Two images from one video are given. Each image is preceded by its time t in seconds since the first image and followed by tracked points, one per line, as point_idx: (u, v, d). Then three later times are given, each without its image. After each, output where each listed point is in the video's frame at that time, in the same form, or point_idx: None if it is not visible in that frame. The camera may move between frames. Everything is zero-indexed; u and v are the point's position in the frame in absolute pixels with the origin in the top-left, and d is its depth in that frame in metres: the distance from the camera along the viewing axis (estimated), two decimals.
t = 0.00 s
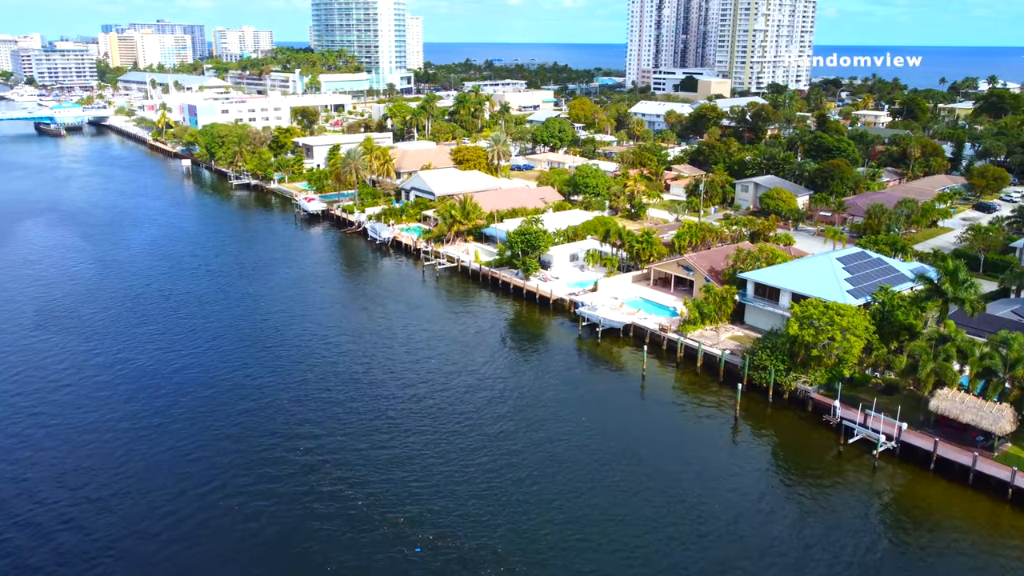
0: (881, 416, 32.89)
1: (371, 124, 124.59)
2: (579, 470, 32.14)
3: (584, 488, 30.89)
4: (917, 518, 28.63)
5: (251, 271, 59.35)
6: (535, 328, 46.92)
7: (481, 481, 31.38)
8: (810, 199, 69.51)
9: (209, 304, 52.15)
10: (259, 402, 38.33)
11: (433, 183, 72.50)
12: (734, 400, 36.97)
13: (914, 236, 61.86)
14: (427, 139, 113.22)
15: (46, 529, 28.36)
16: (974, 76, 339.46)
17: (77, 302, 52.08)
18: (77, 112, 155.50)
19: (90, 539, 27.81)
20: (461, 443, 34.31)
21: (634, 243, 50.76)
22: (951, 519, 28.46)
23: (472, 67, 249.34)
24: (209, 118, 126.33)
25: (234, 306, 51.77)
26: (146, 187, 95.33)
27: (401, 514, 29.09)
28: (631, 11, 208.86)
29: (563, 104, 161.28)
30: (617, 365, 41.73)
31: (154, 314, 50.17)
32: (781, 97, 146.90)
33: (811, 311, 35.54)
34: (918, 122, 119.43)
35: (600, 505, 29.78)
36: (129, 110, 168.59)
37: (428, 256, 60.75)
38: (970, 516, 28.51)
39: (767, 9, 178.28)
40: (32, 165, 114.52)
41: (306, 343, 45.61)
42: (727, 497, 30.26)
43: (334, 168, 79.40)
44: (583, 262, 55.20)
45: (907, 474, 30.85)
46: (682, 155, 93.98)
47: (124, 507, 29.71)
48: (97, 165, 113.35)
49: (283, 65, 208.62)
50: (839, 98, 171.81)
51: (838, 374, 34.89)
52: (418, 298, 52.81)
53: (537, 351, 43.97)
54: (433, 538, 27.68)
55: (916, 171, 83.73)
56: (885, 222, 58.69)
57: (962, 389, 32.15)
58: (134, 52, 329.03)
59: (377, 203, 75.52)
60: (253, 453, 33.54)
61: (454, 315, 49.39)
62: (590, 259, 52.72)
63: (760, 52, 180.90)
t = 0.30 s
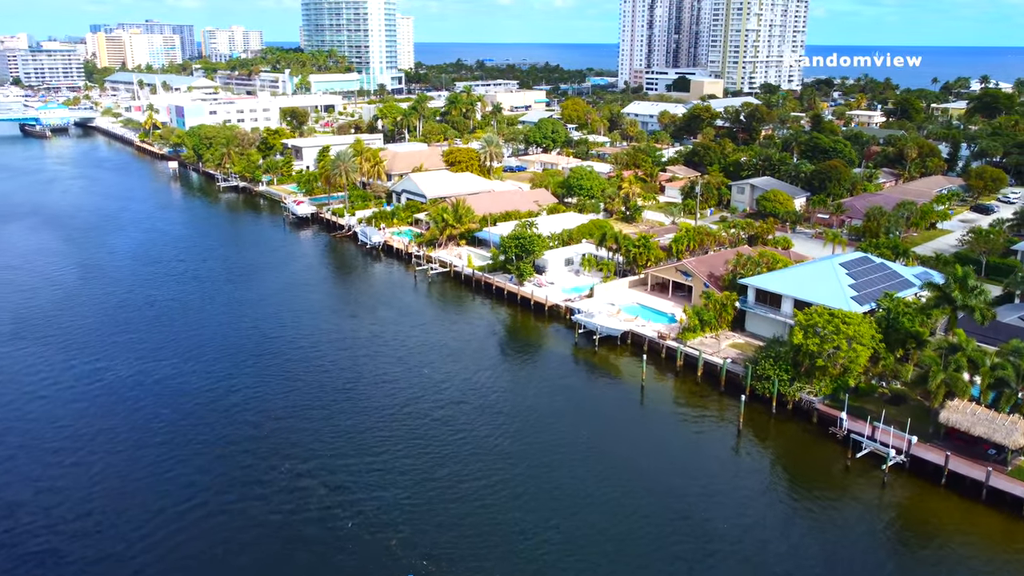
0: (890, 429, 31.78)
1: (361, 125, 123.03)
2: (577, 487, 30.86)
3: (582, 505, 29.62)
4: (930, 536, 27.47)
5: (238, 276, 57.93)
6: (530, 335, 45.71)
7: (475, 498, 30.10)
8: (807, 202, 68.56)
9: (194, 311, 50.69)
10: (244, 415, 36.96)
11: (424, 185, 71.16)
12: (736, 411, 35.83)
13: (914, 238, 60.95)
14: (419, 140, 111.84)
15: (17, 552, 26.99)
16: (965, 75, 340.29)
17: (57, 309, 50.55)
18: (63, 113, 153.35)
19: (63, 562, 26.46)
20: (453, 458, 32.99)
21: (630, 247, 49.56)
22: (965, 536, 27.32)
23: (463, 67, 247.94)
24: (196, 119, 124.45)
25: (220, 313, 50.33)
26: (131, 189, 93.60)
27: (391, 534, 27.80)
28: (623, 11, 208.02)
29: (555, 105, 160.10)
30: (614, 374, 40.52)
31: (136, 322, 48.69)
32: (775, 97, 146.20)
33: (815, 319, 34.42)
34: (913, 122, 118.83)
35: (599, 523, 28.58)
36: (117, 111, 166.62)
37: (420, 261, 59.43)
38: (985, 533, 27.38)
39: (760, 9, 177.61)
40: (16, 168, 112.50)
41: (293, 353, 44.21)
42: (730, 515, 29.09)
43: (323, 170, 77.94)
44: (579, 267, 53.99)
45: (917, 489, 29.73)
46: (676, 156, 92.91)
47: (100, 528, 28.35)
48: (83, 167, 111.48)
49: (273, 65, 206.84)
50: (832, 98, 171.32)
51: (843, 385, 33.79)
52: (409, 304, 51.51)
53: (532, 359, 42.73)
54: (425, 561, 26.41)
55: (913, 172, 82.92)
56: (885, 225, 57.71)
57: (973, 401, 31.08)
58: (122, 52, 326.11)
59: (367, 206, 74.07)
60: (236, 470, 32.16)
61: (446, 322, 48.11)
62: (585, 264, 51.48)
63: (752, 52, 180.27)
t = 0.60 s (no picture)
0: (900, 442, 30.66)
1: (352, 126, 121.50)
2: (576, 504, 29.62)
3: (582, 523, 28.39)
4: (945, 554, 26.31)
5: (225, 282, 56.51)
6: (525, 343, 44.50)
7: (470, 517, 28.81)
8: (805, 204, 67.59)
9: (179, 318, 49.21)
10: (229, 428, 35.57)
11: (416, 188, 69.87)
12: (739, 424, 34.66)
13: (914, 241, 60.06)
14: (411, 141, 110.51)
15: None
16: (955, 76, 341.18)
17: (38, 317, 49.00)
18: (49, 114, 151.12)
19: None
20: (447, 474, 31.66)
21: (628, 251, 48.38)
22: (981, 555, 26.17)
23: (455, 67, 246.53)
24: (184, 120, 122.58)
25: (205, 321, 48.88)
26: (118, 192, 91.80)
27: (383, 557, 26.47)
28: (616, 11, 207.26)
29: (548, 105, 158.90)
30: (613, 384, 39.33)
31: (119, 330, 47.20)
32: (769, 97, 145.45)
33: (821, 328, 33.29)
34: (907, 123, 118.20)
35: (599, 542, 27.34)
36: (104, 111, 164.52)
37: (412, 265, 58.14)
38: (1003, 552, 26.24)
39: (753, 9, 176.88)
40: None
41: (282, 362, 42.84)
42: (735, 533, 27.91)
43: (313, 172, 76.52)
44: (574, 272, 52.85)
45: (930, 506, 28.57)
46: (672, 157, 91.87)
47: (75, 550, 26.89)
48: (69, 169, 109.60)
49: (263, 66, 204.95)
50: (825, 98, 170.82)
51: (849, 395, 32.72)
52: (401, 311, 50.20)
53: (528, 368, 41.51)
54: None
55: (910, 173, 82.14)
56: (885, 228, 56.77)
57: (985, 413, 30.02)
58: (111, 53, 323.17)
59: (358, 209, 72.71)
60: (221, 486, 30.79)
61: (439, 330, 46.86)
62: (581, 269, 50.33)
63: (745, 52, 179.60)
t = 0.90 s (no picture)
0: (911, 457, 29.57)
1: (343, 127, 119.95)
2: (575, 521, 28.38)
3: (581, 542, 27.15)
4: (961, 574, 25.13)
5: (211, 288, 55.06)
6: (520, 351, 43.31)
7: (463, 536, 27.50)
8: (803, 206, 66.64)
9: (163, 326, 47.75)
10: (213, 440, 34.18)
11: (408, 190, 68.53)
12: (742, 436, 33.54)
13: (913, 244, 59.16)
14: (402, 142, 109.08)
15: None
16: (947, 76, 341.83)
17: (17, 326, 47.41)
18: (34, 114, 148.84)
19: None
20: (440, 490, 30.38)
21: (625, 256, 47.21)
22: None
23: (447, 67, 245.11)
24: (171, 120, 120.64)
25: (191, 329, 47.44)
26: (103, 195, 90.04)
27: None
28: (608, 10, 206.35)
29: (541, 105, 157.72)
30: (611, 393, 38.16)
31: (102, 337, 45.75)
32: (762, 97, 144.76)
33: (826, 337, 32.30)
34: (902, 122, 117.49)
35: (600, 562, 26.11)
36: (91, 112, 162.35)
37: (403, 270, 56.84)
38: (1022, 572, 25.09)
39: (746, 8, 176.20)
40: None
41: (269, 371, 41.46)
42: (741, 551, 26.73)
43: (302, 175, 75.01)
44: (570, 277, 51.66)
45: (943, 523, 27.44)
46: (666, 158, 90.78)
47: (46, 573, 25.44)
48: (53, 171, 107.65)
49: (253, 66, 203.15)
50: (818, 98, 170.35)
51: (857, 407, 31.67)
52: (392, 317, 48.94)
53: (523, 377, 40.29)
54: None
55: (907, 174, 81.38)
56: (885, 230, 55.77)
57: (999, 426, 28.98)
58: (99, 53, 320.16)
59: (349, 212, 71.30)
60: (203, 503, 29.43)
61: (431, 338, 45.61)
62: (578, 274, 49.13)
63: (738, 52, 178.88)
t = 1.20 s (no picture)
0: (923, 473, 28.44)
1: (334, 128, 118.44)
2: (572, 543, 27.20)
3: (580, 565, 25.97)
4: None
5: (197, 295, 53.67)
6: (516, 360, 42.11)
7: (456, 560, 26.26)
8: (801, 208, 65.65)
9: (147, 335, 46.35)
10: (196, 457, 32.88)
11: (400, 193, 67.20)
12: (747, 450, 32.38)
13: (914, 247, 58.17)
14: (394, 143, 107.67)
15: None
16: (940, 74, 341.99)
17: None
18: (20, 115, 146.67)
19: None
20: (433, 510, 29.11)
21: (623, 261, 46.03)
22: None
23: (439, 67, 243.61)
24: (160, 122, 118.82)
25: (176, 338, 46.06)
26: (89, 198, 88.36)
27: None
28: (601, 10, 205.29)
29: (534, 106, 156.48)
30: (610, 404, 36.98)
31: (83, 348, 44.35)
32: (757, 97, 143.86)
33: (834, 347, 31.22)
34: (898, 123, 116.67)
35: None
36: (79, 113, 160.18)
37: (396, 276, 55.53)
38: None
39: (740, 8, 175.36)
40: None
41: (255, 383, 40.12)
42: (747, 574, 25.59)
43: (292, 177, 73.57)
44: (566, 283, 50.46)
45: (959, 543, 26.28)
46: (662, 159, 89.70)
47: None
48: (40, 173, 105.81)
49: (243, 66, 201.20)
50: (812, 97, 169.67)
51: (866, 420, 30.57)
52: (384, 325, 47.68)
53: (519, 387, 39.10)
54: None
55: (905, 175, 80.55)
56: (887, 233, 54.73)
57: (1015, 440, 27.86)
58: (88, 53, 317.34)
59: (339, 215, 69.92)
60: (182, 525, 28.13)
61: (424, 346, 44.35)
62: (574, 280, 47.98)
63: (732, 52, 178.06)
